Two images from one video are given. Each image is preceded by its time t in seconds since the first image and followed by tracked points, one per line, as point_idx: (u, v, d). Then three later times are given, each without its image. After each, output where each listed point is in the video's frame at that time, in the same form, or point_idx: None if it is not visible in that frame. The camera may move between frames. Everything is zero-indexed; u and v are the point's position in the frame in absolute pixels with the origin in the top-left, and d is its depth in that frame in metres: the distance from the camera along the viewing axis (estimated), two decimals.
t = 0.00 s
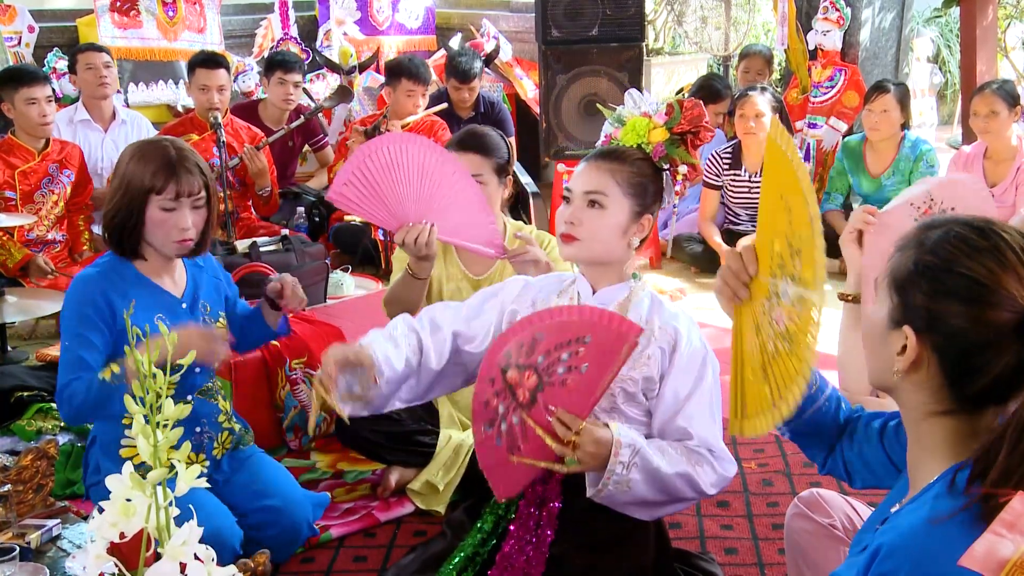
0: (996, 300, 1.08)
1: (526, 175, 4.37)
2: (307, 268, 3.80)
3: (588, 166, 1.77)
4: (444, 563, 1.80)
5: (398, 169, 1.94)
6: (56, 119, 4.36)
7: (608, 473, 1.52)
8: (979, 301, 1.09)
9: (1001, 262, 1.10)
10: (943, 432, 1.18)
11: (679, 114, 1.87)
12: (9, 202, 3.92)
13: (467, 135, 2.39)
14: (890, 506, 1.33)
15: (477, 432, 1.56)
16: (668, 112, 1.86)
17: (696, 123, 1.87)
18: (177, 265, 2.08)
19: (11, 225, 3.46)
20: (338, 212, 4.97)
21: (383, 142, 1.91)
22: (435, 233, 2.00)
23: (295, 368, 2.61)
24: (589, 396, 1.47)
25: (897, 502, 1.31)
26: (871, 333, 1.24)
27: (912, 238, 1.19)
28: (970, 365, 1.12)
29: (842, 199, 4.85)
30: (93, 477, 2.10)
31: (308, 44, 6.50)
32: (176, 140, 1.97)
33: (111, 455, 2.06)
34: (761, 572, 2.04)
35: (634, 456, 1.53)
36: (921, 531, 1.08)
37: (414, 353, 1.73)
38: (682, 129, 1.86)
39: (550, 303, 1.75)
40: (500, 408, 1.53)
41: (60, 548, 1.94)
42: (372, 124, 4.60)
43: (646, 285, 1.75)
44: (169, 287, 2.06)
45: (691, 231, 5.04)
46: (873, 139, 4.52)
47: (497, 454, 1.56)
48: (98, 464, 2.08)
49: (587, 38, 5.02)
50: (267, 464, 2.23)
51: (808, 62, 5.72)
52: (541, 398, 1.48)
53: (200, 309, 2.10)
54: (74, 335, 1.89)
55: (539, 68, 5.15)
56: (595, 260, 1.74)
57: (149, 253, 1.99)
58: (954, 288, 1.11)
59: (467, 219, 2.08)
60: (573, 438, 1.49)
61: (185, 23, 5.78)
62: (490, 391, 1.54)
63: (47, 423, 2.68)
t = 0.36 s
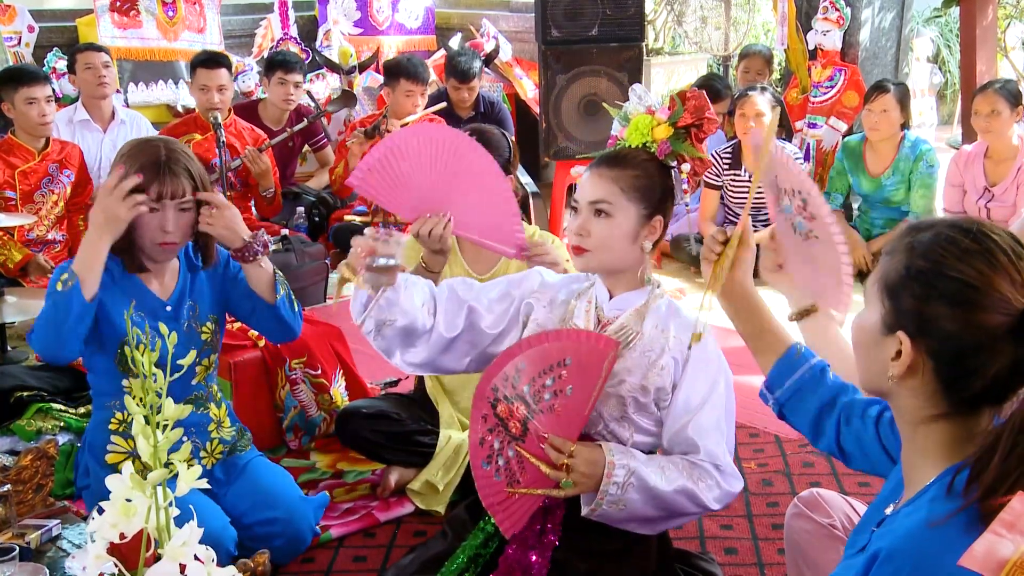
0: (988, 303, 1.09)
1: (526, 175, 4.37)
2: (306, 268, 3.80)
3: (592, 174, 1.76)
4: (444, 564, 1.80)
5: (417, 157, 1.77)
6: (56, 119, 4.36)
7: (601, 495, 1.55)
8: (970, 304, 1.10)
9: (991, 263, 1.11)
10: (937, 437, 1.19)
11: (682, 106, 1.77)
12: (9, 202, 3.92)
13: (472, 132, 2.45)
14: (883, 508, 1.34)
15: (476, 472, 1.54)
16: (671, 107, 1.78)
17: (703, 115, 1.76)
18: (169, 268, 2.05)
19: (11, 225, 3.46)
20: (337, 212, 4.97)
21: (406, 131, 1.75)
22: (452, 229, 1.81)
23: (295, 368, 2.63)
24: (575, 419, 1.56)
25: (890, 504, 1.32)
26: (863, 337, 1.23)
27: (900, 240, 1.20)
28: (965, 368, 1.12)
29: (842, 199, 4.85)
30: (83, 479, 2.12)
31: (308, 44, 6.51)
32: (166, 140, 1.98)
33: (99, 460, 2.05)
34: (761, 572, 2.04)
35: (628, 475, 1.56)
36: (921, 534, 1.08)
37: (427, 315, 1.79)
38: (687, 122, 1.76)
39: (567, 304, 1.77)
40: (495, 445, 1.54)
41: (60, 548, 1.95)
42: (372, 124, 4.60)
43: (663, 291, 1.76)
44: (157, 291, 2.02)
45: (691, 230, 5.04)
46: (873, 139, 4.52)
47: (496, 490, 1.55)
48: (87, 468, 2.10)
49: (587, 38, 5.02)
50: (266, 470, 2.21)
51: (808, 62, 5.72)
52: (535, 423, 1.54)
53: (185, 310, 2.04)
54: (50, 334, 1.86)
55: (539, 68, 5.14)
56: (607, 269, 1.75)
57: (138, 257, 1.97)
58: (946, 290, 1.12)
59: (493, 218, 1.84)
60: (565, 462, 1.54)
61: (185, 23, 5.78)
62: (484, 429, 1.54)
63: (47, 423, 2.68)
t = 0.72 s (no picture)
0: (976, 302, 1.10)
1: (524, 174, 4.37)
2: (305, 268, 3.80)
3: (595, 181, 1.74)
4: (445, 564, 1.80)
5: (445, 151, 1.86)
6: (55, 119, 4.36)
7: (608, 497, 1.56)
8: (959, 304, 1.11)
9: (977, 262, 1.11)
10: (933, 438, 1.19)
11: (681, 104, 1.80)
12: (7, 202, 3.92)
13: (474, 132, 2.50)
14: (877, 508, 1.34)
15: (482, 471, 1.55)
16: (670, 105, 1.79)
17: (703, 111, 1.78)
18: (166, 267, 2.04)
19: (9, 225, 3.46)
20: (336, 212, 4.97)
21: (441, 123, 1.83)
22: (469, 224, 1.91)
23: (295, 368, 2.62)
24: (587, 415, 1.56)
25: (884, 503, 1.32)
26: (853, 343, 1.23)
27: (886, 245, 1.20)
28: (962, 370, 1.12)
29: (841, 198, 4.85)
30: (82, 482, 2.12)
31: (306, 44, 6.50)
32: (147, 135, 1.99)
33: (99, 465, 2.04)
34: (761, 572, 2.04)
35: (635, 477, 1.56)
36: (920, 535, 1.08)
37: (437, 307, 1.81)
38: (687, 120, 1.78)
39: (576, 302, 1.80)
40: (501, 444, 1.54)
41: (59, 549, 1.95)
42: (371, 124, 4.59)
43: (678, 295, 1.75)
44: (154, 293, 2.02)
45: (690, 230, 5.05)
46: (872, 138, 4.52)
47: (501, 490, 1.56)
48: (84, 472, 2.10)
49: (586, 38, 5.00)
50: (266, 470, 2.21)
51: (806, 61, 5.71)
52: (542, 424, 1.54)
53: (186, 313, 2.04)
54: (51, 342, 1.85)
55: (538, 68, 5.14)
56: (620, 276, 1.74)
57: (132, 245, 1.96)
58: (934, 291, 1.12)
59: (510, 223, 1.94)
60: (572, 462, 1.54)
61: (184, 23, 5.77)
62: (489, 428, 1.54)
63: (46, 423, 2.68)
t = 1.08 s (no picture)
0: (968, 300, 1.10)
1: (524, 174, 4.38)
2: (305, 268, 3.80)
3: (584, 179, 1.74)
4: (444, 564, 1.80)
5: (458, 160, 1.84)
6: (54, 119, 4.36)
7: (618, 461, 1.50)
8: (951, 303, 1.11)
9: (967, 260, 1.12)
10: (930, 436, 1.19)
11: (670, 101, 1.77)
12: (6, 202, 3.92)
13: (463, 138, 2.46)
14: (873, 507, 1.33)
15: (467, 450, 1.53)
16: (659, 103, 1.77)
17: (692, 109, 1.76)
18: (180, 269, 2.06)
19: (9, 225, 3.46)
20: (337, 212, 4.98)
21: (448, 137, 1.81)
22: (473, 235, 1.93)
23: (294, 368, 2.63)
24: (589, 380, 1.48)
25: (881, 504, 1.32)
26: (847, 347, 1.22)
27: (874, 246, 1.21)
28: (959, 367, 1.12)
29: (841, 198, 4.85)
30: (90, 480, 2.04)
31: (306, 44, 6.51)
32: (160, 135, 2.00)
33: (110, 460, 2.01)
34: (760, 572, 2.04)
35: (641, 444, 1.52)
36: (917, 534, 1.08)
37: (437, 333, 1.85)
38: (676, 118, 1.76)
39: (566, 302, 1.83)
40: (489, 420, 1.52)
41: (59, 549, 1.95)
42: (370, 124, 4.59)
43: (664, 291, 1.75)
44: (173, 291, 2.04)
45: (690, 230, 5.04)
46: (872, 139, 4.52)
47: (494, 469, 1.53)
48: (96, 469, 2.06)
49: (586, 38, 5.00)
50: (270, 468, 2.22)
51: (806, 62, 5.71)
52: (540, 397, 1.48)
53: (204, 314, 2.07)
54: (70, 346, 1.90)
55: (538, 67, 5.14)
56: (608, 273, 1.75)
57: (152, 248, 1.98)
58: (925, 291, 1.12)
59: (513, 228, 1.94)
60: (588, 428, 1.48)
61: (184, 23, 5.77)
62: (475, 403, 1.51)
63: (46, 423, 2.68)
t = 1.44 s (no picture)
0: (939, 276, 1.11)
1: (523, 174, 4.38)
2: (303, 268, 3.81)
3: (557, 181, 1.72)
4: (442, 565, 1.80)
5: (456, 162, 1.79)
6: (53, 120, 4.36)
7: (596, 383, 1.55)
8: (922, 283, 1.12)
9: (930, 242, 1.14)
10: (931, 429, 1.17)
11: (637, 97, 1.73)
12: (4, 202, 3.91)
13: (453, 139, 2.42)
14: (872, 506, 1.33)
15: (457, 331, 1.52)
16: (625, 98, 1.73)
17: (661, 105, 1.73)
18: (190, 270, 2.08)
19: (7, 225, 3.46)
20: (335, 212, 5.00)
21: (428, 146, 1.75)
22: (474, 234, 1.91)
23: (293, 368, 2.63)
24: (594, 301, 1.55)
25: (880, 501, 1.31)
26: (838, 359, 1.23)
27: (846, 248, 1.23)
28: (946, 347, 1.11)
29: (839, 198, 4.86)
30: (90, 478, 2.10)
31: (305, 43, 6.52)
32: (167, 134, 2.01)
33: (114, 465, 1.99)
34: (759, 572, 2.04)
35: (620, 386, 1.56)
36: (915, 537, 1.09)
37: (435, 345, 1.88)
38: (645, 114, 1.72)
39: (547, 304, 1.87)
40: (486, 307, 1.51)
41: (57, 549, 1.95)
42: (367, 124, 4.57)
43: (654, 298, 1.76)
44: (181, 291, 2.05)
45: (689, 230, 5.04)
46: (870, 138, 4.53)
47: (475, 356, 1.55)
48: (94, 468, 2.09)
49: (585, 38, 4.99)
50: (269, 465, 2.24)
51: (805, 62, 5.71)
52: (541, 298, 1.51)
53: (211, 315, 2.08)
54: (85, 348, 1.91)
55: (537, 67, 5.14)
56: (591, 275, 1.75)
57: (161, 247, 1.99)
58: (897, 278, 1.14)
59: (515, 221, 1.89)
60: (582, 338, 1.54)
61: (182, 23, 5.77)
62: (477, 288, 1.49)
63: (44, 423, 2.67)
